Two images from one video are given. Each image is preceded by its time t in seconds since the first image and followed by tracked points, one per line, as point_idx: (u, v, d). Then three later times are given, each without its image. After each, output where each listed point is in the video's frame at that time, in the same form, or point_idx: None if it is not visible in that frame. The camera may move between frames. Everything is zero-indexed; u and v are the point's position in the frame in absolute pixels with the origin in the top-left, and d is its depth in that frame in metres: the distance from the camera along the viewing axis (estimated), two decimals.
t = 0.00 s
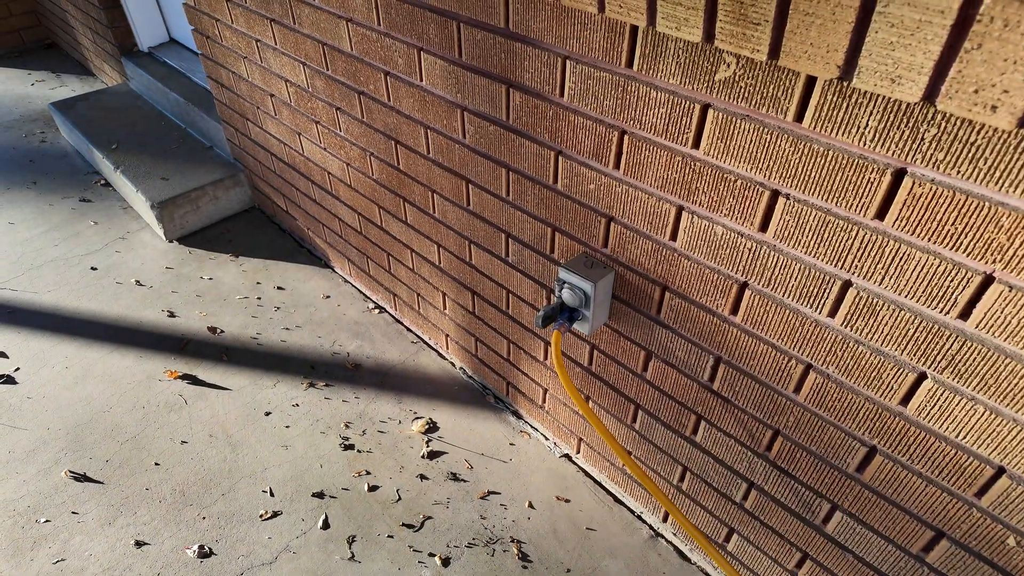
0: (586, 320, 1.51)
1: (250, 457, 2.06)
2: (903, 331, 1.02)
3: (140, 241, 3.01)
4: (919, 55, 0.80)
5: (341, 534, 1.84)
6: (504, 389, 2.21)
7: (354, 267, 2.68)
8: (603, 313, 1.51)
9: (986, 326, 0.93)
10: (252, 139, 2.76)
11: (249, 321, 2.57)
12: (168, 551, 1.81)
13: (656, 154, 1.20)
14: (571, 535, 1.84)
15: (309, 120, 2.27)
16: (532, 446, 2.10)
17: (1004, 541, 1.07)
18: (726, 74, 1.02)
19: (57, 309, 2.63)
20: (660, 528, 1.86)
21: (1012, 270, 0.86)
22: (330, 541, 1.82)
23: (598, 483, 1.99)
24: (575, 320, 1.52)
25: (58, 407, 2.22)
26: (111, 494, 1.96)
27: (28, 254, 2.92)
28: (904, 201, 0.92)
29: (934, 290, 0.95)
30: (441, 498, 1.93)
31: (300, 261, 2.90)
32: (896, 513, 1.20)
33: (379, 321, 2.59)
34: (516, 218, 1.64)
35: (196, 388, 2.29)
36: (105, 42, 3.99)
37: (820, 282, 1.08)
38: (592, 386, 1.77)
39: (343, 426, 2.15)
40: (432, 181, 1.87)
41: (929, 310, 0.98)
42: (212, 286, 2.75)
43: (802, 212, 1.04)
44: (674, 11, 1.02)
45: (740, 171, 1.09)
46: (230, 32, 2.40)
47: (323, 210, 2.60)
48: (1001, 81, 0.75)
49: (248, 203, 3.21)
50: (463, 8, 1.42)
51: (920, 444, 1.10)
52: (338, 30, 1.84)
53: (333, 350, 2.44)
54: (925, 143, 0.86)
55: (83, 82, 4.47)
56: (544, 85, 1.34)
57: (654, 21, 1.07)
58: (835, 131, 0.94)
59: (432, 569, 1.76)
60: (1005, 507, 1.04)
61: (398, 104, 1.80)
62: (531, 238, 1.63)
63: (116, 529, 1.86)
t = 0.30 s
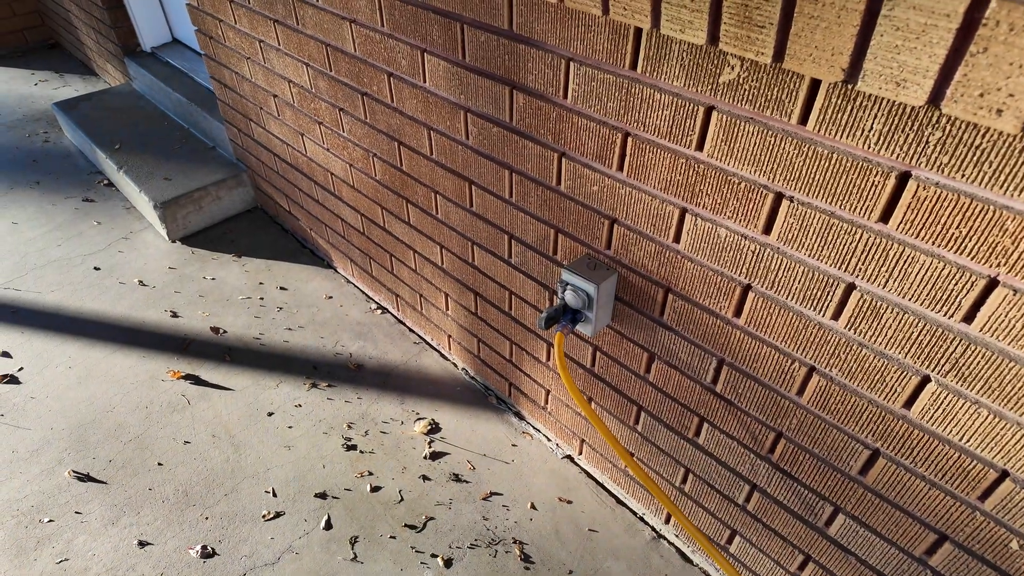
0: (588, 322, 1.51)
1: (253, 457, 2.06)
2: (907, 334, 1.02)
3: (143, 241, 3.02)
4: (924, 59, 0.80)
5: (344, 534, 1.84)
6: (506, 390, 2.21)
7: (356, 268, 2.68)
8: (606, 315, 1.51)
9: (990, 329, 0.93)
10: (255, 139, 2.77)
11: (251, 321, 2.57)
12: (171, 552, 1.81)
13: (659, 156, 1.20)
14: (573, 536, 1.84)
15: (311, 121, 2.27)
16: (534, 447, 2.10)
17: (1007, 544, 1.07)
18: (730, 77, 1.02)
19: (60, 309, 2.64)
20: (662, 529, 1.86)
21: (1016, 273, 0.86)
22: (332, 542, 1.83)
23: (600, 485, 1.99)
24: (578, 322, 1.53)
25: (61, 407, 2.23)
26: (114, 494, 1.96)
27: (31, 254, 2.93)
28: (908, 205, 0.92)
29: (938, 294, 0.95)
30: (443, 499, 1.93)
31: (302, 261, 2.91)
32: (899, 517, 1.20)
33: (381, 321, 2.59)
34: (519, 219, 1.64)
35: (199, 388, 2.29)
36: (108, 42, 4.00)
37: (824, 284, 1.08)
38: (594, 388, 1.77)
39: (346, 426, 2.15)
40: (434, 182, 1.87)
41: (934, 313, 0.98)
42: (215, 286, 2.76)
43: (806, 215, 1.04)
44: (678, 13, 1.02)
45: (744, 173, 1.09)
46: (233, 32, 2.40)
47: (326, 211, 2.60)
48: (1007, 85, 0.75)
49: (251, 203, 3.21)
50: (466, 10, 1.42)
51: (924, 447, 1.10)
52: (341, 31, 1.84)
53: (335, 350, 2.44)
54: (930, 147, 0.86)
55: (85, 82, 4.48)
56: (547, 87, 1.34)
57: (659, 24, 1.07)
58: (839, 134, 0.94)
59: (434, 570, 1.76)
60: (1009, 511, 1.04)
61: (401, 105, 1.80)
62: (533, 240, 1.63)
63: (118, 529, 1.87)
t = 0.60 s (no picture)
0: (589, 320, 1.52)
1: (254, 455, 2.07)
2: (906, 333, 1.02)
3: (145, 239, 3.03)
4: (922, 58, 0.80)
5: (345, 532, 1.85)
6: (507, 389, 2.21)
7: (358, 267, 2.69)
8: (607, 313, 1.51)
9: (990, 328, 0.93)
10: (257, 138, 2.78)
11: (253, 319, 2.58)
12: (173, 548, 1.82)
13: (659, 155, 1.20)
14: (574, 535, 1.85)
15: (313, 120, 2.28)
16: (535, 446, 2.11)
17: (1006, 542, 1.07)
18: (729, 76, 1.03)
19: (62, 307, 2.65)
20: (662, 528, 1.86)
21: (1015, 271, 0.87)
22: (333, 539, 1.83)
23: (601, 483, 2.00)
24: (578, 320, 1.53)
25: (64, 405, 2.24)
26: (116, 491, 1.97)
27: (33, 252, 2.94)
28: (907, 203, 0.92)
29: (937, 292, 0.95)
30: (444, 497, 1.94)
31: (304, 260, 2.91)
32: (899, 515, 1.21)
33: (382, 320, 2.59)
34: (520, 218, 1.65)
35: (200, 386, 2.30)
36: (111, 42, 4.01)
37: (824, 283, 1.08)
38: (595, 386, 1.78)
39: (347, 425, 2.16)
40: (435, 181, 1.88)
41: (933, 312, 0.98)
42: (217, 284, 2.77)
43: (806, 213, 1.04)
44: (678, 13, 1.03)
45: (744, 172, 1.09)
46: (236, 32, 2.41)
47: (327, 210, 2.61)
48: (1004, 84, 0.75)
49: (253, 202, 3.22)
50: (467, 9, 1.43)
51: (923, 445, 1.10)
52: (344, 30, 1.85)
53: (336, 349, 2.45)
54: (929, 145, 0.86)
55: (88, 81, 4.49)
56: (548, 86, 1.35)
57: (659, 23, 1.07)
58: (838, 133, 0.94)
59: (435, 568, 1.77)
60: (1007, 509, 1.04)
61: (403, 104, 1.80)
62: (534, 239, 1.64)
63: (120, 526, 1.87)
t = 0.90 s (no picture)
0: (573, 312, 1.51)
1: (243, 449, 2.07)
2: (884, 322, 1.02)
3: (138, 235, 3.03)
4: (892, 42, 0.80)
5: (332, 525, 1.85)
6: (497, 384, 2.21)
7: (349, 262, 2.69)
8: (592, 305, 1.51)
9: (965, 316, 0.93)
10: (249, 134, 2.77)
11: (244, 314, 2.58)
12: (160, 542, 1.82)
13: (640, 145, 1.20)
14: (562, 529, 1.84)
15: (303, 114, 2.28)
16: (524, 440, 2.11)
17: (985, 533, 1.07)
18: (706, 64, 1.02)
19: (53, 301, 2.65)
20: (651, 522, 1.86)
21: (989, 259, 0.86)
22: (320, 533, 1.83)
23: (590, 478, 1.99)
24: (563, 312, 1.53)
25: (53, 399, 2.24)
26: (104, 485, 1.97)
27: (26, 247, 2.94)
28: (882, 191, 0.92)
29: (913, 280, 0.95)
30: (432, 491, 1.94)
31: (296, 256, 2.91)
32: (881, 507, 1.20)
33: (374, 315, 2.59)
34: (505, 210, 1.64)
35: (190, 381, 2.30)
36: (105, 37, 4.01)
37: (802, 272, 1.08)
38: (582, 380, 1.78)
39: (336, 419, 2.16)
40: (423, 175, 1.88)
41: (909, 300, 0.98)
42: (209, 279, 2.77)
43: (784, 202, 1.04)
44: (655, 1, 1.02)
45: (722, 161, 1.09)
46: (226, 26, 2.41)
47: (318, 205, 2.61)
48: (973, 67, 0.75)
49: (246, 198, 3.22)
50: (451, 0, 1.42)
51: (902, 435, 1.10)
52: (331, 23, 1.85)
53: (327, 344, 2.44)
54: (903, 132, 0.86)
55: (84, 77, 4.49)
56: (530, 77, 1.34)
57: (637, 11, 1.07)
58: (814, 120, 0.94)
59: (421, 561, 1.76)
60: (986, 499, 1.04)
61: (390, 96, 1.80)
62: (520, 231, 1.63)
63: (108, 520, 1.87)
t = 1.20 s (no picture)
0: (579, 312, 1.51)
1: (247, 449, 2.06)
2: (893, 322, 1.02)
3: (139, 234, 3.02)
4: (905, 42, 0.80)
5: (337, 525, 1.85)
6: (500, 383, 2.21)
7: (352, 261, 2.69)
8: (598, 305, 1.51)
9: (975, 316, 0.92)
10: (251, 133, 2.77)
11: (247, 314, 2.57)
12: (164, 542, 1.82)
13: (648, 145, 1.20)
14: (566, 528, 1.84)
15: (306, 113, 2.27)
16: (527, 440, 2.11)
17: (994, 533, 1.07)
18: (716, 64, 1.02)
19: (56, 301, 2.64)
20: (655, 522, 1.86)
21: (1000, 259, 0.86)
22: (325, 533, 1.83)
23: (594, 477, 1.99)
24: (569, 312, 1.52)
25: (57, 399, 2.24)
26: (108, 485, 1.97)
27: (28, 247, 2.94)
28: (893, 191, 0.92)
29: (923, 281, 0.95)
30: (436, 491, 1.94)
31: (298, 255, 2.91)
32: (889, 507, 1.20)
33: (376, 315, 2.59)
34: (511, 210, 1.64)
35: (193, 381, 2.30)
36: (106, 37, 4.00)
37: (811, 273, 1.08)
38: (586, 380, 1.77)
39: (340, 419, 2.16)
40: (427, 174, 1.87)
41: (919, 301, 0.97)
42: (211, 279, 2.76)
43: (793, 203, 1.04)
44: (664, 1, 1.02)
45: (731, 162, 1.08)
46: (228, 25, 2.40)
47: (321, 204, 2.60)
48: (987, 68, 0.75)
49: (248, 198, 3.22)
50: None
51: (911, 436, 1.10)
52: (335, 23, 1.84)
53: (330, 344, 2.44)
54: (914, 132, 0.86)
55: (84, 77, 4.48)
56: (536, 77, 1.34)
57: (645, 11, 1.07)
58: (824, 120, 0.94)
59: (427, 561, 1.76)
60: (995, 499, 1.04)
61: (394, 96, 1.80)
62: (525, 231, 1.63)
63: (112, 520, 1.87)
